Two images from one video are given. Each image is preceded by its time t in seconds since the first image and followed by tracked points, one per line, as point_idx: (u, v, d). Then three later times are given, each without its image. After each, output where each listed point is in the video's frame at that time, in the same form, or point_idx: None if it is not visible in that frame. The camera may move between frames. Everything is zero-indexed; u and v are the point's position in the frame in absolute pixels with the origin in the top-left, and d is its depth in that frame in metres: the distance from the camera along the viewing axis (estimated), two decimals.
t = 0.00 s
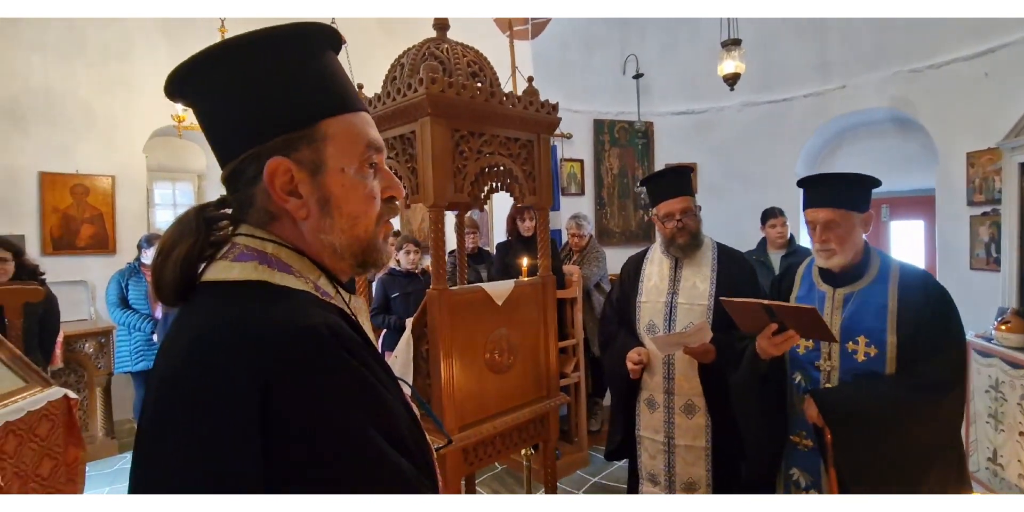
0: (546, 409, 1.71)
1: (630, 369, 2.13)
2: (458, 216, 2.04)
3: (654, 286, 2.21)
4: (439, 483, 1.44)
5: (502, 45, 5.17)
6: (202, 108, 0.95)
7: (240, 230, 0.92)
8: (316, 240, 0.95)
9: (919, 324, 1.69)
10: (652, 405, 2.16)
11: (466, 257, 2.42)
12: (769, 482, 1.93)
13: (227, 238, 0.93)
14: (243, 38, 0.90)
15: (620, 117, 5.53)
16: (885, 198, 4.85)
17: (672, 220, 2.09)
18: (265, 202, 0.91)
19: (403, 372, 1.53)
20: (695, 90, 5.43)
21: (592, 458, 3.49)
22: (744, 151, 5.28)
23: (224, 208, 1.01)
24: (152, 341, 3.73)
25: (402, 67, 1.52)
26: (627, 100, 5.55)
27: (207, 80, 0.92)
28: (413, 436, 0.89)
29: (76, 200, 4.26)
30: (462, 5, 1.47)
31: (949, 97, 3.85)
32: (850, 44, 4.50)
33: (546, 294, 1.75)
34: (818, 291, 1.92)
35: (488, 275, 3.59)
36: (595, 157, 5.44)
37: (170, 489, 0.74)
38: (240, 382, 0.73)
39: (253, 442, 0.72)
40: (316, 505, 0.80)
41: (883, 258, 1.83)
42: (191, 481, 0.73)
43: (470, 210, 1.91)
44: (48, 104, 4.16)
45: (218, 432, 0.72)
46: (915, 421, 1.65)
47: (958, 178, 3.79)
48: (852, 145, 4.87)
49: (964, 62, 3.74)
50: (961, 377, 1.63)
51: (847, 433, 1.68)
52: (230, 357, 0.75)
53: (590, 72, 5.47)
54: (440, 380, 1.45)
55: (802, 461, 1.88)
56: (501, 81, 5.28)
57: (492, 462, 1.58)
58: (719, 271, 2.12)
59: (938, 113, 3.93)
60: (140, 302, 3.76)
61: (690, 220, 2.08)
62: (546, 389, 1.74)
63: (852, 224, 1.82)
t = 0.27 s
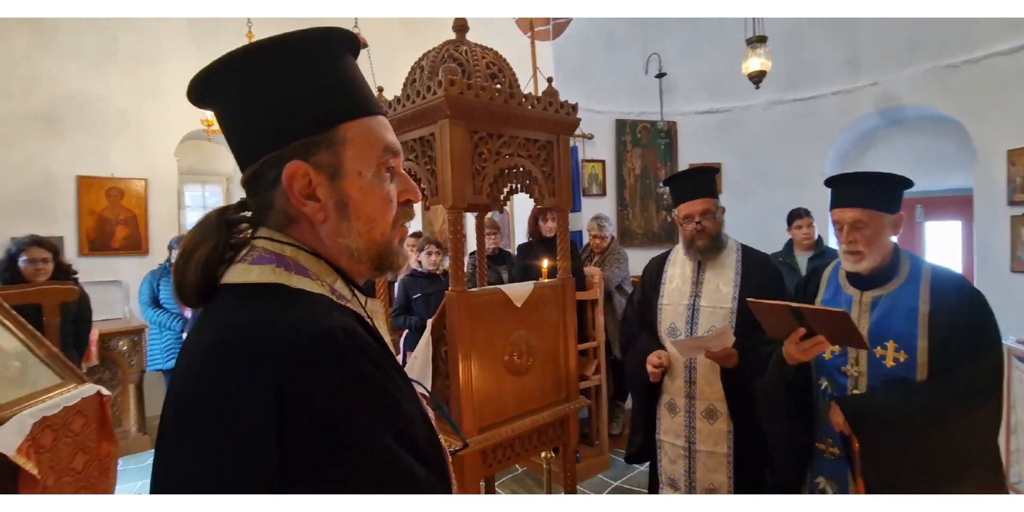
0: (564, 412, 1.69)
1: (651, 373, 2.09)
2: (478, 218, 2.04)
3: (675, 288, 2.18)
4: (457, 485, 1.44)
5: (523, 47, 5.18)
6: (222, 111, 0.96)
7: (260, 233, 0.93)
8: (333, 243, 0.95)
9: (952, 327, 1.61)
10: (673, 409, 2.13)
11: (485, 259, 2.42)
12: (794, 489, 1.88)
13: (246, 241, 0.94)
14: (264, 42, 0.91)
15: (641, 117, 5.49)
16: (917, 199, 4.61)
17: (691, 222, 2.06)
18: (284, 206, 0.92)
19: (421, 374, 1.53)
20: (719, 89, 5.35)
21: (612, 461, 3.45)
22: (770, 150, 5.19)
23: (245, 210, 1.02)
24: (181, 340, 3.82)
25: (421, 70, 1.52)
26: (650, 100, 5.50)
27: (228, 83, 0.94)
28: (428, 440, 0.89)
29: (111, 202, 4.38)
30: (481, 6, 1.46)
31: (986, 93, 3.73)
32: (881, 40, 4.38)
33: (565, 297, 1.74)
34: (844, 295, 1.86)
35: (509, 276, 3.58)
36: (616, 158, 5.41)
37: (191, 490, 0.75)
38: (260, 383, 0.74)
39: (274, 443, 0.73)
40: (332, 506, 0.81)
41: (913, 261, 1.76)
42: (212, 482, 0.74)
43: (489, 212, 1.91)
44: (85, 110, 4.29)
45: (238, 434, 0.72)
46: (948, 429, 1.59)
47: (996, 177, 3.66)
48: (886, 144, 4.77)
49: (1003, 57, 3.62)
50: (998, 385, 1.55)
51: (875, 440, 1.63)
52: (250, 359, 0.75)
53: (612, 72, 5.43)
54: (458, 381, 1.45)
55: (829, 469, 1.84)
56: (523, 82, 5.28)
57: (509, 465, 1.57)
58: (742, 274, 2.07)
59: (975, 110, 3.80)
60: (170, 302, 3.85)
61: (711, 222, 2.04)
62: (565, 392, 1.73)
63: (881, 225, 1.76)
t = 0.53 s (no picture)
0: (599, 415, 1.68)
1: (689, 377, 2.05)
2: (512, 219, 2.04)
3: (715, 291, 2.13)
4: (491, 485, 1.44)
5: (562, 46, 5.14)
6: (266, 118, 0.99)
7: (300, 236, 0.96)
8: (370, 246, 0.96)
9: (1016, 334, 1.53)
10: (712, 414, 2.08)
11: (519, 260, 2.42)
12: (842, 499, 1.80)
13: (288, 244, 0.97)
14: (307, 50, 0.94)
15: (681, 115, 5.39)
16: (977, 197, 4.33)
17: (731, 222, 2.00)
18: (323, 209, 0.94)
19: (456, 375, 1.54)
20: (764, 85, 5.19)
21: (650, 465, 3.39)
22: (816, 147, 5.01)
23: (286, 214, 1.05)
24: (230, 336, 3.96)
25: (457, 72, 1.53)
26: (690, 97, 5.39)
27: (272, 91, 0.96)
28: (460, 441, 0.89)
29: (166, 205, 4.59)
30: (515, 7, 1.46)
31: None
32: (937, 31, 4.18)
33: (601, 299, 1.72)
34: (895, 299, 1.77)
35: (545, 277, 3.55)
36: (654, 157, 5.33)
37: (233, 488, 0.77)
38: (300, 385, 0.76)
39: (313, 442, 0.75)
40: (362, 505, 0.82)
41: (972, 263, 1.66)
42: (254, 482, 0.75)
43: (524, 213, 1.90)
44: (143, 117, 4.50)
45: (278, 434, 0.74)
46: (1011, 443, 1.49)
47: None
48: (942, 139, 4.46)
49: None
50: None
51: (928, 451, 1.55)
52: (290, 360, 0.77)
53: (650, 69, 5.34)
54: (492, 382, 1.45)
55: (880, 481, 1.79)
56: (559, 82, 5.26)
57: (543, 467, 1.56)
58: (786, 276, 2.01)
59: None
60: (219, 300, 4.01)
61: (751, 223, 1.98)
62: (600, 395, 1.71)
63: (935, 225, 1.67)
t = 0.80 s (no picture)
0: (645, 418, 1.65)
1: (738, 381, 2.00)
2: (556, 219, 2.03)
3: (766, 293, 2.06)
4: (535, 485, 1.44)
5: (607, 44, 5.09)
6: (331, 126, 1.03)
7: (357, 237, 0.98)
8: (424, 248, 0.98)
9: None
10: (763, 421, 2.00)
11: (563, 259, 2.41)
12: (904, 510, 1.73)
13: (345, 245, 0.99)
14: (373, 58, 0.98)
15: (730, 112, 5.25)
16: None
17: (783, 223, 1.93)
18: (382, 211, 0.96)
19: (500, 373, 1.55)
20: (818, 80, 4.93)
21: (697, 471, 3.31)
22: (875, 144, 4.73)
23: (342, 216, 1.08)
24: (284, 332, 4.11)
25: (501, 74, 1.54)
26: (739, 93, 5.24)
27: (336, 101, 1.01)
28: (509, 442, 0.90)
29: (226, 206, 4.82)
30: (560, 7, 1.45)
31: None
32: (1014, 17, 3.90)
33: (646, 300, 1.69)
34: (965, 304, 1.65)
35: (588, 278, 3.51)
36: (702, 155, 5.32)
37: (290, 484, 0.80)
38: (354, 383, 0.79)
39: (368, 439, 0.78)
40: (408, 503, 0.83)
41: None
42: (309, 480, 0.77)
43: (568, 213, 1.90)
44: (205, 122, 4.73)
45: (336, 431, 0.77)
46: None
47: None
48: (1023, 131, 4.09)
49: None
50: None
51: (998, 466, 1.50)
52: (344, 359, 0.80)
53: (697, 65, 5.21)
54: (537, 382, 1.45)
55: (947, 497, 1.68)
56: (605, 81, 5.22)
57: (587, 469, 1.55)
58: (844, 279, 1.92)
59: None
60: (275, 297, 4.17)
61: (805, 223, 1.90)
62: (646, 397, 1.68)
63: (1010, 226, 1.56)
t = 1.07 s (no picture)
0: (702, 424, 1.62)
1: (801, 388, 1.91)
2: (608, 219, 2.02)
3: (833, 297, 1.97)
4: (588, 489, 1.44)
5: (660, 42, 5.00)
6: (409, 131, 1.07)
7: (425, 240, 1.01)
8: (495, 250, 0.99)
9: None
10: (829, 431, 1.91)
11: (615, 261, 2.38)
12: None
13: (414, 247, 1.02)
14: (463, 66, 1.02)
15: (792, 107, 4.99)
16: None
17: (852, 224, 1.83)
18: (454, 214, 0.99)
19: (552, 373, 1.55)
20: (890, 71, 4.64)
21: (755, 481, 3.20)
22: (954, 138, 4.38)
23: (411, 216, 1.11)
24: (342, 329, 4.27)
25: (554, 75, 1.54)
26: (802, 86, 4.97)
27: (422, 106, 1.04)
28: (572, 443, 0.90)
29: (290, 208, 5.06)
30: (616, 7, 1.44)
31: None
32: None
33: (702, 303, 1.66)
34: None
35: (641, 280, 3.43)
36: (761, 153, 5.04)
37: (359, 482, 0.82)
38: (420, 384, 0.80)
39: (438, 440, 0.78)
40: (467, 502, 0.84)
41: None
42: (387, 479, 0.79)
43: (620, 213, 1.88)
44: (271, 129, 4.98)
45: (408, 431, 0.78)
46: None
47: None
48: None
49: None
50: None
51: None
52: (411, 361, 0.82)
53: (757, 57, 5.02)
54: (590, 384, 1.45)
55: None
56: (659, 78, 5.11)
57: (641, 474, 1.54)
58: (919, 283, 1.82)
59: None
60: (334, 295, 4.32)
61: (876, 223, 1.80)
62: (702, 403, 1.65)
63: None
